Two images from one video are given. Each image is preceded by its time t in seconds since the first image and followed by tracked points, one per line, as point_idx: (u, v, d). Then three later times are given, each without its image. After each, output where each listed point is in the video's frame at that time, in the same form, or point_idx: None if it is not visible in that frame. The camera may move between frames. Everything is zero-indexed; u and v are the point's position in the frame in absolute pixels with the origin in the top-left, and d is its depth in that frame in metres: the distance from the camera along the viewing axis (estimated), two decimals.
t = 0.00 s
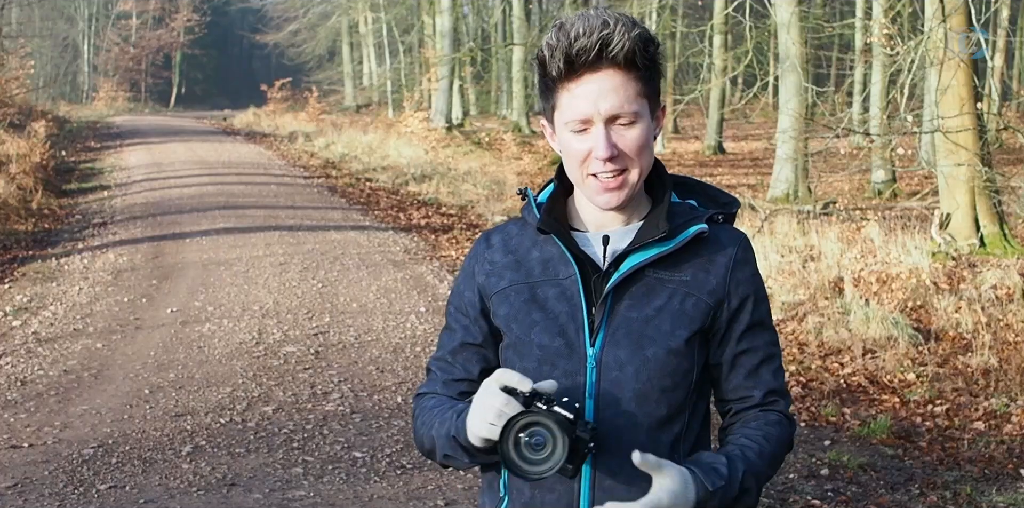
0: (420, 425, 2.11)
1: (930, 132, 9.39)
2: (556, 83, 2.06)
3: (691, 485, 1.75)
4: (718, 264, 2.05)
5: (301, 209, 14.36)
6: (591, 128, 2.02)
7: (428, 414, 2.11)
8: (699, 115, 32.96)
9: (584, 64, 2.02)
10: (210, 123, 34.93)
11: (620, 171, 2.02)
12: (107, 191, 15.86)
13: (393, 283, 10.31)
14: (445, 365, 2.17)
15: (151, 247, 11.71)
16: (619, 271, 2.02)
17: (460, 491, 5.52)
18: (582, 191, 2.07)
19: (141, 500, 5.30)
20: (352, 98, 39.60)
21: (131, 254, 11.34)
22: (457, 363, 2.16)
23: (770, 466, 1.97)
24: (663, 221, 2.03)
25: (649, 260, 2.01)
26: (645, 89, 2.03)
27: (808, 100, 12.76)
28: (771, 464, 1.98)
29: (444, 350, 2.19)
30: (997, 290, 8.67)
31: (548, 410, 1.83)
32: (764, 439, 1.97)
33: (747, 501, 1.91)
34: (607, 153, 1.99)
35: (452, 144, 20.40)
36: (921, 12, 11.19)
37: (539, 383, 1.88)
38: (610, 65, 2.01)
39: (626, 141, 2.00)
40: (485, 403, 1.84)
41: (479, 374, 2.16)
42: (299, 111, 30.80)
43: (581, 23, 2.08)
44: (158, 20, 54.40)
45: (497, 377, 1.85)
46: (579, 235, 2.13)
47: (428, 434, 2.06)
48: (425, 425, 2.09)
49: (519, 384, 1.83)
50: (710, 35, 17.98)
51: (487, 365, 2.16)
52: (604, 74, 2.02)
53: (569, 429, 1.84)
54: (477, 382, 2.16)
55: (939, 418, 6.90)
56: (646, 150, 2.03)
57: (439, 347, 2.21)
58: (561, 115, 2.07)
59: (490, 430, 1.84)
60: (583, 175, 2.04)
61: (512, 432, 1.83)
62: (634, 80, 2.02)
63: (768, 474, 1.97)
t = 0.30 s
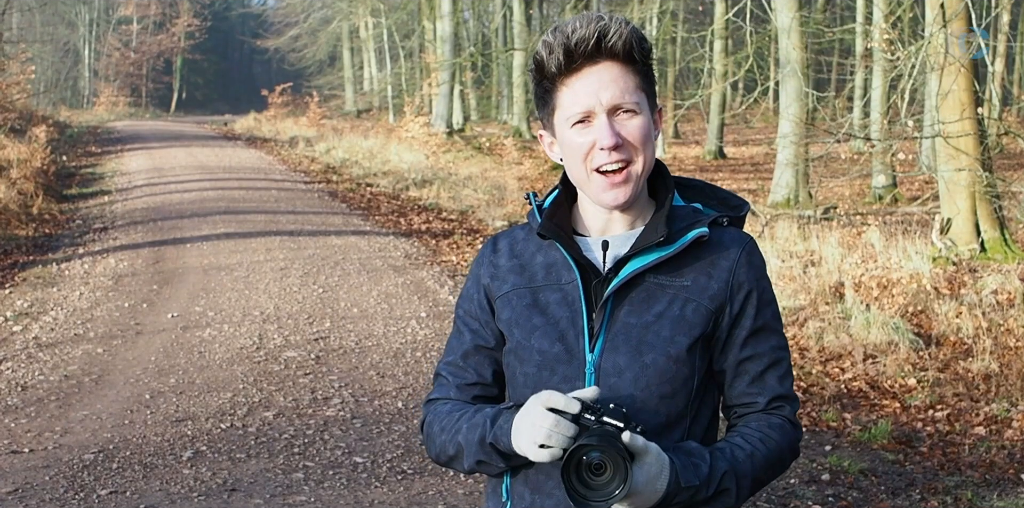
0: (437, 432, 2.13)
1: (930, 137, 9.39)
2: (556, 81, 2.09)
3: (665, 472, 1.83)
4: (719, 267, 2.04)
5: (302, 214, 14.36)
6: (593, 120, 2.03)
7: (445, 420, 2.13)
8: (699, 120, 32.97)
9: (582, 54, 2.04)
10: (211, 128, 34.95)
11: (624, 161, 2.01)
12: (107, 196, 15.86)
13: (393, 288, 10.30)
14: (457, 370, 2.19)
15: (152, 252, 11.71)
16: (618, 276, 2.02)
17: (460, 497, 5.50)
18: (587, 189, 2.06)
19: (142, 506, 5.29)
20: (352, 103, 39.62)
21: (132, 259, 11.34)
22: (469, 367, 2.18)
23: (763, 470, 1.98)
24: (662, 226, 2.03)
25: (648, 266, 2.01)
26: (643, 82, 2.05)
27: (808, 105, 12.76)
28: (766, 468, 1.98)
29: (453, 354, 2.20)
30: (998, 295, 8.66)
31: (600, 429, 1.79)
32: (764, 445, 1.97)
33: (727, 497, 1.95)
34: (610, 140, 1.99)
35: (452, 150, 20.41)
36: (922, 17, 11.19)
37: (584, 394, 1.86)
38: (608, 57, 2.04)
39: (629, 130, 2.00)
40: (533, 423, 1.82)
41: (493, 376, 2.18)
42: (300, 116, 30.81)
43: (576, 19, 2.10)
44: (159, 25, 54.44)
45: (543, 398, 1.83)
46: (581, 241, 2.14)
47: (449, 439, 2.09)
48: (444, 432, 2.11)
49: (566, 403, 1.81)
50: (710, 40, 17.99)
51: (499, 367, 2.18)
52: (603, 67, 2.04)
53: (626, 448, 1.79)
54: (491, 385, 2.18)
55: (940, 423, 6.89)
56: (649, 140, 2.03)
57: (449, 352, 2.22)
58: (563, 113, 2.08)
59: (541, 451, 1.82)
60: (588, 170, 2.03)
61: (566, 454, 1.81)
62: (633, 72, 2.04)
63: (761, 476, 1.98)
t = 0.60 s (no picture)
0: (426, 433, 2.12)
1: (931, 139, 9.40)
2: (550, 80, 2.09)
3: (654, 440, 1.81)
4: (715, 269, 2.04)
5: (302, 217, 14.36)
6: (588, 119, 2.04)
7: (433, 421, 2.12)
8: (699, 122, 32.99)
9: (575, 54, 2.05)
10: (211, 130, 34.96)
11: (619, 159, 2.01)
12: (108, 198, 15.86)
13: (394, 291, 10.30)
14: (447, 371, 2.18)
15: (153, 254, 11.71)
16: (615, 278, 2.01)
17: (460, 500, 5.49)
18: (581, 188, 2.06)
19: None
20: (353, 106, 39.64)
21: (132, 262, 11.34)
22: (460, 369, 2.17)
23: (758, 459, 1.95)
24: (658, 228, 2.03)
25: (644, 267, 2.01)
26: (636, 82, 2.06)
27: (809, 108, 12.77)
28: (762, 456, 1.95)
29: (445, 355, 2.19)
30: (998, 297, 8.66)
31: (578, 405, 1.78)
32: (759, 433, 1.95)
33: (717, 475, 1.92)
34: (604, 139, 1.99)
35: (452, 152, 20.42)
36: (922, 19, 11.19)
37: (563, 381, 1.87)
38: (601, 57, 2.05)
39: (624, 129, 2.01)
40: (515, 414, 1.82)
41: (483, 378, 2.17)
42: (300, 119, 30.82)
43: (569, 19, 2.10)
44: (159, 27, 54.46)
45: (522, 389, 1.82)
46: (576, 244, 2.14)
47: (437, 436, 2.08)
48: (433, 432, 2.09)
49: (545, 388, 1.80)
50: (711, 43, 17.99)
51: (490, 370, 2.18)
52: (596, 67, 2.05)
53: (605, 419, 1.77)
54: (480, 387, 2.18)
55: (941, 425, 6.88)
56: (644, 139, 2.03)
57: (439, 353, 2.21)
58: (556, 114, 2.09)
59: (527, 441, 1.81)
60: (582, 169, 2.03)
61: (549, 437, 1.79)
62: (626, 73, 2.05)
63: (755, 464, 1.95)
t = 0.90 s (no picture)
0: (413, 433, 2.14)
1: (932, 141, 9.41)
2: (534, 79, 2.12)
3: (640, 400, 1.82)
4: (707, 267, 2.04)
5: (303, 218, 14.36)
6: (572, 116, 2.06)
7: (420, 421, 2.14)
8: (699, 124, 33.02)
9: (558, 52, 2.08)
10: (211, 133, 34.94)
11: (605, 153, 2.02)
12: (108, 200, 15.86)
13: (395, 292, 10.30)
14: (437, 376, 2.19)
15: (153, 256, 11.71)
16: (607, 279, 2.02)
17: (462, 501, 5.49)
18: (568, 185, 2.07)
19: None
20: (354, 109, 39.62)
21: (133, 263, 11.34)
22: (450, 374, 2.17)
23: (753, 447, 1.93)
24: (649, 228, 2.04)
25: (635, 267, 2.01)
26: (618, 78, 2.09)
27: (809, 109, 12.77)
28: (757, 443, 1.93)
29: (436, 361, 2.20)
30: (999, 299, 8.65)
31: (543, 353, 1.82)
32: (753, 419, 1.93)
33: (707, 453, 1.90)
34: (590, 133, 2.01)
35: (453, 155, 20.43)
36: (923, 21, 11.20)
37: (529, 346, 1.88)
38: (582, 55, 2.08)
39: (608, 124, 2.03)
40: (484, 383, 1.84)
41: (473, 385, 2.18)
42: (300, 121, 30.83)
43: (550, 20, 2.13)
44: (159, 29, 54.47)
45: (485, 356, 1.86)
46: (567, 247, 2.14)
47: (426, 435, 2.09)
48: (419, 432, 2.12)
49: (508, 351, 1.83)
50: (711, 46, 18.00)
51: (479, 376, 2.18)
52: (578, 64, 2.08)
53: (574, 362, 1.81)
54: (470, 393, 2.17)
55: (942, 427, 6.88)
56: (628, 134, 2.05)
57: (431, 360, 2.23)
58: (541, 113, 2.11)
59: (501, 406, 1.84)
60: (567, 166, 2.05)
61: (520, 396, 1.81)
62: (608, 70, 2.08)
63: (749, 448, 1.93)
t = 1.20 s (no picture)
0: (409, 432, 2.16)
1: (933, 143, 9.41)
2: (519, 89, 2.14)
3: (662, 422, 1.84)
4: (707, 272, 2.04)
5: (304, 221, 14.36)
6: (560, 121, 2.07)
7: (415, 420, 2.16)
8: (701, 126, 33.03)
9: (540, 58, 2.10)
10: (212, 135, 34.95)
11: (595, 154, 2.02)
12: (110, 203, 15.87)
13: (396, 295, 10.30)
14: (434, 377, 2.21)
15: (155, 259, 11.71)
16: (607, 282, 2.01)
17: (462, 505, 5.48)
18: (562, 190, 2.07)
19: None
20: (355, 111, 39.63)
21: (134, 266, 11.34)
22: (447, 376, 2.19)
23: (768, 454, 1.96)
24: (649, 231, 2.04)
25: (635, 271, 2.01)
26: (603, 81, 2.10)
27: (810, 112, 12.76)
28: (767, 449, 1.96)
29: (435, 362, 2.22)
30: (1001, 301, 8.65)
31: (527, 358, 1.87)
32: (763, 427, 1.96)
33: (735, 466, 1.92)
34: (577, 136, 2.02)
35: (454, 157, 20.44)
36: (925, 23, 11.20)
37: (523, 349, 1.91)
38: (564, 59, 2.09)
39: (595, 126, 2.04)
40: (473, 382, 1.87)
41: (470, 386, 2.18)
42: (302, 123, 30.83)
43: (531, 29, 2.16)
44: (160, 31, 54.51)
45: (475, 356, 1.89)
46: (566, 250, 2.14)
47: (421, 434, 2.10)
48: (414, 430, 2.13)
49: (500, 351, 1.87)
50: (713, 47, 17.99)
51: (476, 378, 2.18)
52: (561, 69, 2.09)
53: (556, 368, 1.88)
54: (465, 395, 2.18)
55: (944, 430, 6.87)
56: (617, 134, 2.05)
57: (430, 361, 2.24)
58: (529, 123, 2.12)
59: (487, 406, 1.86)
60: (559, 170, 2.05)
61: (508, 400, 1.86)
62: (592, 72, 2.09)
63: (763, 457, 1.96)
